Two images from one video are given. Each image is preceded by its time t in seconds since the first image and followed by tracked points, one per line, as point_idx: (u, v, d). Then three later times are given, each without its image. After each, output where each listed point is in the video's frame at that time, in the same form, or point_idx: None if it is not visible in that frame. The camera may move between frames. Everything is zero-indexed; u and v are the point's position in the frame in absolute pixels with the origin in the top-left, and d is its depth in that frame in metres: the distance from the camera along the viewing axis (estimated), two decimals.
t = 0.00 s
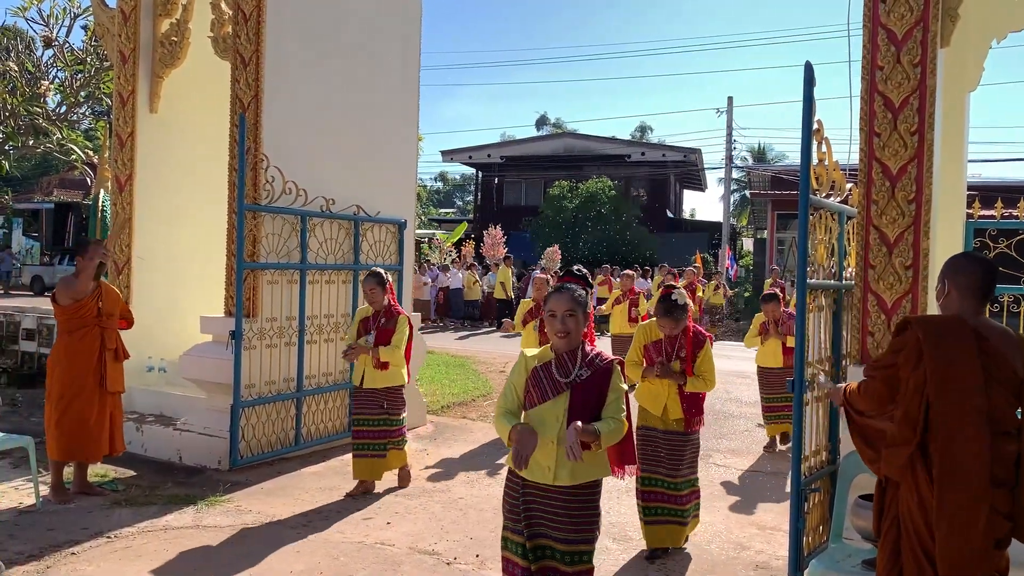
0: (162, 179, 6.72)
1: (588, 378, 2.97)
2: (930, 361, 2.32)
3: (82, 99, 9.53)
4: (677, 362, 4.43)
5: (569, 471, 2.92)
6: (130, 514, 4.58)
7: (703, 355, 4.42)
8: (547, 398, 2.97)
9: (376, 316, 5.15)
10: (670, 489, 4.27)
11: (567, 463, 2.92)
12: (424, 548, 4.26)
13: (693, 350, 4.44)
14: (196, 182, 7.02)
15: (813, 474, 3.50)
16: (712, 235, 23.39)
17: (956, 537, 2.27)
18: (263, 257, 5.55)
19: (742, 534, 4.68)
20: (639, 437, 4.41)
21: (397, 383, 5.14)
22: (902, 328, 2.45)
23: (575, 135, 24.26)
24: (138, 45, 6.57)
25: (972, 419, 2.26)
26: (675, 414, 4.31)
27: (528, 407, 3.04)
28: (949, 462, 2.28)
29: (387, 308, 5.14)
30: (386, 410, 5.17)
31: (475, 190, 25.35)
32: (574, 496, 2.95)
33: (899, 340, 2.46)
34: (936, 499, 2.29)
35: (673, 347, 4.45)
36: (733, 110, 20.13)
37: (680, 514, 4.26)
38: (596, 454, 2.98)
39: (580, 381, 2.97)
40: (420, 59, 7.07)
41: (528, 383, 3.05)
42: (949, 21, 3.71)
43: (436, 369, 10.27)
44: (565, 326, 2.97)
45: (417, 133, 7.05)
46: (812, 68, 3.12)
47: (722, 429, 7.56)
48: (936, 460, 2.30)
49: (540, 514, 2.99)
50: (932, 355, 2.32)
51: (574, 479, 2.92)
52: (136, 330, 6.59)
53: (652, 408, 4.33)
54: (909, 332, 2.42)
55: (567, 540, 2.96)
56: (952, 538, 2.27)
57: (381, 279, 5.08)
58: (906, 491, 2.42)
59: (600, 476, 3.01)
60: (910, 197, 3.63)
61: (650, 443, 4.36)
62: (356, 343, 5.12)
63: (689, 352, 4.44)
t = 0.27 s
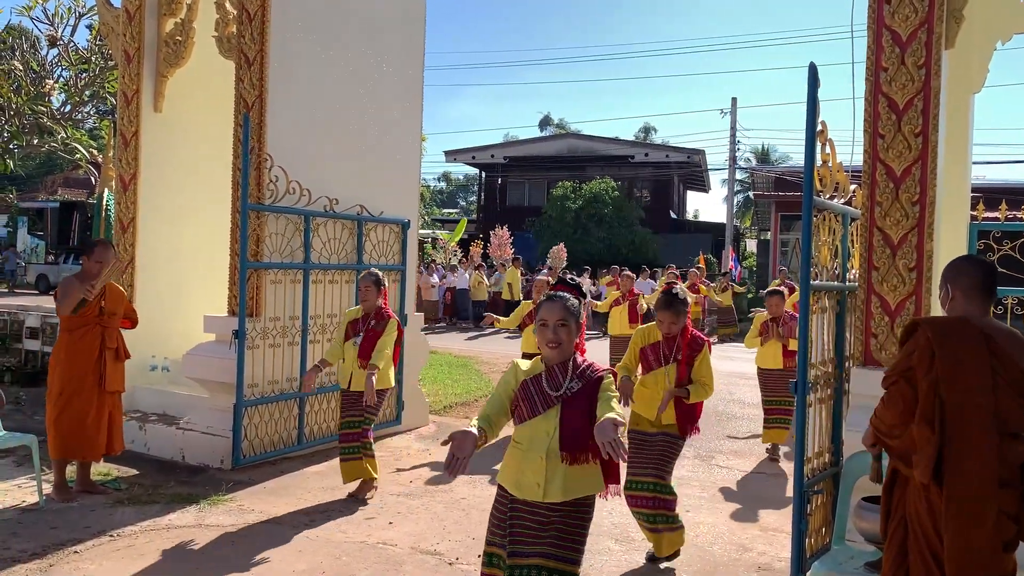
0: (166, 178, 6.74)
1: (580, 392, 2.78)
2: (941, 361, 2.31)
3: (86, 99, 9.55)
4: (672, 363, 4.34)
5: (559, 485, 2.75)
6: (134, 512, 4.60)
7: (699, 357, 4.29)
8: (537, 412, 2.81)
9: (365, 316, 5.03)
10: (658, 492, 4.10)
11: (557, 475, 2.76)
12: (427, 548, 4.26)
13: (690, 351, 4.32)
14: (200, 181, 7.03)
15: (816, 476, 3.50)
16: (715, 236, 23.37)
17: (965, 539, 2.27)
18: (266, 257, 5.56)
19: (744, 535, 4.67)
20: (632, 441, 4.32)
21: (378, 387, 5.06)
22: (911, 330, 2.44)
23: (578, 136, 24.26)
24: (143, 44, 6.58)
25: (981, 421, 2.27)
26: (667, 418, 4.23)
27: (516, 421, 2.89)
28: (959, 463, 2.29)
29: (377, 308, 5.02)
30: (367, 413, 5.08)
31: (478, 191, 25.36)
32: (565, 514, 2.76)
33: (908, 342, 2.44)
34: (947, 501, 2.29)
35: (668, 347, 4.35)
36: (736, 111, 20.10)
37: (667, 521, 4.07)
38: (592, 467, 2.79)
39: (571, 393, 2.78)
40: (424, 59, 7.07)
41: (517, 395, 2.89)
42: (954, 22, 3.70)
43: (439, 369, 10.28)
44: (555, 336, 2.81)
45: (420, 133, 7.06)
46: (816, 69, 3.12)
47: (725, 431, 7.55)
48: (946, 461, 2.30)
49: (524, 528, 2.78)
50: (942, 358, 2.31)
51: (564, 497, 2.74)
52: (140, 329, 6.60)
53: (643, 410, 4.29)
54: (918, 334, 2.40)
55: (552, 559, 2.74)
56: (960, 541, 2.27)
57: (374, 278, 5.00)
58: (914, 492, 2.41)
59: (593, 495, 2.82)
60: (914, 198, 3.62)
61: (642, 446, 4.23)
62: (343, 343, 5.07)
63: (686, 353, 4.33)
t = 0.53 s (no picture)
0: (169, 179, 6.75)
1: (573, 390, 2.73)
2: (954, 361, 2.31)
3: (91, 98, 9.58)
4: (672, 357, 4.12)
5: (547, 485, 2.68)
6: (137, 512, 4.61)
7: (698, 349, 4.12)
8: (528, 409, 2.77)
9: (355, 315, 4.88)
10: (672, 503, 3.89)
11: (546, 474, 2.69)
12: (429, 548, 4.26)
13: (688, 344, 4.14)
14: (204, 182, 7.04)
15: (819, 477, 3.51)
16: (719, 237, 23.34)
17: (977, 540, 2.26)
18: (270, 257, 5.57)
19: (747, 537, 4.66)
20: (636, 448, 4.05)
21: (370, 389, 4.87)
22: (924, 330, 2.43)
23: (582, 136, 24.25)
24: (147, 45, 6.60)
25: (993, 422, 2.26)
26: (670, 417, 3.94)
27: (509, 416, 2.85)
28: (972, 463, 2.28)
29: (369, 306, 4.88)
30: (360, 416, 4.88)
31: (482, 191, 25.37)
32: (555, 515, 2.68)
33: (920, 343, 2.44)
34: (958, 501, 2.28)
35: (666, 341, 4.15)
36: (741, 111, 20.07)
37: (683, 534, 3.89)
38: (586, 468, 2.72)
39: (565, 392, 2.73)
40: (428, 59, 7.07)
41: (510, 390, 2.86)
42: (959, 23, 3.68)
43: (443, 369, 10.29)
44: (552, 334, 2.75)
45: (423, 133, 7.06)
46: (820, 70, 3.12)
47: (728, 432, 7.55)
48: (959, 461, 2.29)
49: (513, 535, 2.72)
50: (955, 358, 2.31)
51: (553, 496, 2.67)
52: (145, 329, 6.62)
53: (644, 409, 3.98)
54: (931, 334, 2.40)
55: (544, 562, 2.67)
56: (972, 542, 2.26)
57: (372, 277, 4.86)
58: (924, 493, 2.41)
59: (586, 496, 2.72)
60: (918, 199, 3.61)
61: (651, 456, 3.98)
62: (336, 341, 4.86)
63: (684, 346, 4.13)
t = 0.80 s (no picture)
0: (174, 178, 6.76)
1: (569, 400, 2.66)
2: (966, 360, 2.30)
3: (96, 98, 9.61)
4: (666, 359, 3.97)
5: (545, 501, 2.61)
6: (142, 510, 4.62)
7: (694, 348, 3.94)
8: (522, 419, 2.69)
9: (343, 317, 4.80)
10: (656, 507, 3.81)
11: (544, 490, 2.63)
12: (433, 547, 4.27)
13: (683, 344, 3.97)
14: (209, 181, 7.06)
15: (823, 476, 3.51)
16: (724, 236, 23.31)
17: (988, 539, 2.25)
18: (275, 256, 5.58)
19: (751, 536, 4.66)
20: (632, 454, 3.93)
21: (361, 390, 4.82)
22: (936, 329, 2.43)
23: (586, 135, 24.24)
24: (152, 44, 6.61)
25: (1006, 423, 2.26)
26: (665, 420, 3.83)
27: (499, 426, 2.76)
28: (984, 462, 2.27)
29: (358, 307, 4.80)
30: (352, 418, 4.85)
31: (486, 190, 25.38)
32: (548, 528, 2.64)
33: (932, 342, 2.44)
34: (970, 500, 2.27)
35: (660, 342, 4.00)
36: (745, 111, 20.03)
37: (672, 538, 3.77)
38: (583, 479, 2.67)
39: (560, 402, 2.65)
40: (432, 58, 7.08)
41: (500, 400, 2.76)
42: (964, 22, 3.67)
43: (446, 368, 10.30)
44: (545, 344, 2.64)
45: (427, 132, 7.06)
46: (825, 69, 3.11)
47: (732, 431, 7.54)
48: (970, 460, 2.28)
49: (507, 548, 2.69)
50: (966, 357, 2.31)
51: (551, 513, 2.61)
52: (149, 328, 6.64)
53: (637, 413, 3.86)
54: (944, 333, 2.40)
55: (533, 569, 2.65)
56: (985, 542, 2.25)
57: (363, 277, 4.75)
58: (934, 492, 2.40)
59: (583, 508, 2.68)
60: (923, 199, 3.60)
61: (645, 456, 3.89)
62: (326, 343, 4.80)
63: (680, 347, 3.97)
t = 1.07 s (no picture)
0: (177, 176, 6.77)
1: (551, 395, 2.56)
2: (980, 358, 2.28)
3: (101, 96, 9.63)
4: (655, 349, 3.87)
5: (522, 501, 2.53)
6: (146, 507, 4.64)
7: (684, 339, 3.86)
8: (502, 413, 2.61)
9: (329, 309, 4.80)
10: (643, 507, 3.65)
11: (522, 489, 2.55)
12: (437, 544, 4.27)
13: (674, 334, 3.88)
14: (212, 178, 7.07)
15: (827, 473, 3.51)
16: (728, 234, 23.28)
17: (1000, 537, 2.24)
18: (278, 253, 5.58)
19: (754, 534, 4.66)
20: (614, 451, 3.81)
21: (346, 386, 4.78)
22: (948, 325, 2.40)
23: (590, 133, 24.23)
24: (156, 42, 6.62)
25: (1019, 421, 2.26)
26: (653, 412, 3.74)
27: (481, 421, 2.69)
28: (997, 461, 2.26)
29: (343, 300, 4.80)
30: (335, 416, 4.81)
31: (490, 188, 25.38)
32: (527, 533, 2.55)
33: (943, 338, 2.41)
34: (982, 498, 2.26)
35: (650, 331, 3.90)
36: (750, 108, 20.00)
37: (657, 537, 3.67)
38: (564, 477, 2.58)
39: (540, 396, 2.56)
40: (435, 56, 7.07)
41: (481, 393, 2.69)
42: (968, 18, 3.66)
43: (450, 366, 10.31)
44: (525, 335, 2.58)
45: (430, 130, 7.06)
46: (829, 65, 3.10)
47: (736, 429, 7.54)
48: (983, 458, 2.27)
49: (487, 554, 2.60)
50: (979, 355, 2.28)
51: (528, 514, 2.53)
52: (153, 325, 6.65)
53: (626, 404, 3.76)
54: (956, 329, 2.37)
55: None
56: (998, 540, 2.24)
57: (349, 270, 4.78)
58: (943, 489, 2.39)
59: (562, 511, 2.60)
60: (927, 195, 3.59)
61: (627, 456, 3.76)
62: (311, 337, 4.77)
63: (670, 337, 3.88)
